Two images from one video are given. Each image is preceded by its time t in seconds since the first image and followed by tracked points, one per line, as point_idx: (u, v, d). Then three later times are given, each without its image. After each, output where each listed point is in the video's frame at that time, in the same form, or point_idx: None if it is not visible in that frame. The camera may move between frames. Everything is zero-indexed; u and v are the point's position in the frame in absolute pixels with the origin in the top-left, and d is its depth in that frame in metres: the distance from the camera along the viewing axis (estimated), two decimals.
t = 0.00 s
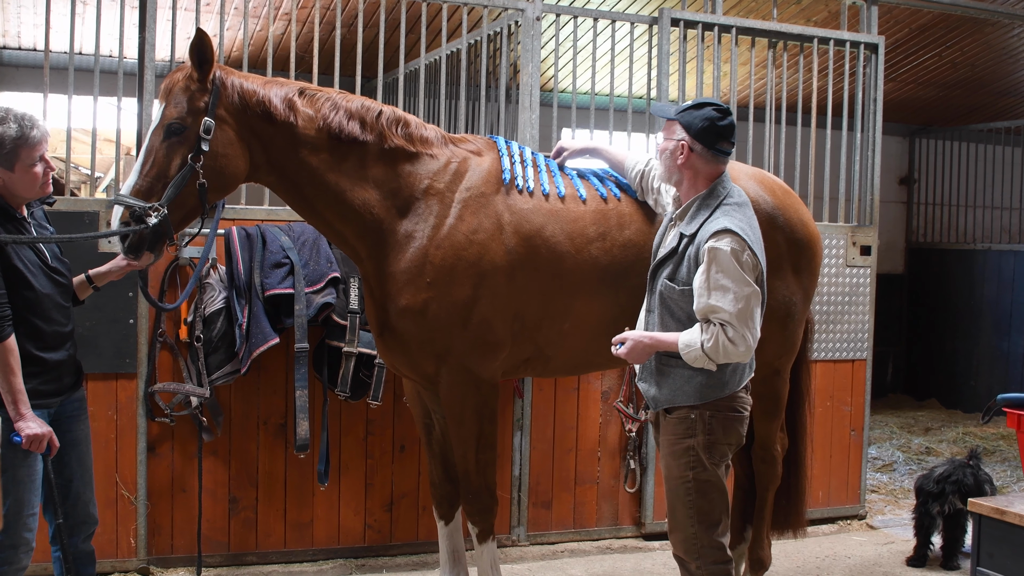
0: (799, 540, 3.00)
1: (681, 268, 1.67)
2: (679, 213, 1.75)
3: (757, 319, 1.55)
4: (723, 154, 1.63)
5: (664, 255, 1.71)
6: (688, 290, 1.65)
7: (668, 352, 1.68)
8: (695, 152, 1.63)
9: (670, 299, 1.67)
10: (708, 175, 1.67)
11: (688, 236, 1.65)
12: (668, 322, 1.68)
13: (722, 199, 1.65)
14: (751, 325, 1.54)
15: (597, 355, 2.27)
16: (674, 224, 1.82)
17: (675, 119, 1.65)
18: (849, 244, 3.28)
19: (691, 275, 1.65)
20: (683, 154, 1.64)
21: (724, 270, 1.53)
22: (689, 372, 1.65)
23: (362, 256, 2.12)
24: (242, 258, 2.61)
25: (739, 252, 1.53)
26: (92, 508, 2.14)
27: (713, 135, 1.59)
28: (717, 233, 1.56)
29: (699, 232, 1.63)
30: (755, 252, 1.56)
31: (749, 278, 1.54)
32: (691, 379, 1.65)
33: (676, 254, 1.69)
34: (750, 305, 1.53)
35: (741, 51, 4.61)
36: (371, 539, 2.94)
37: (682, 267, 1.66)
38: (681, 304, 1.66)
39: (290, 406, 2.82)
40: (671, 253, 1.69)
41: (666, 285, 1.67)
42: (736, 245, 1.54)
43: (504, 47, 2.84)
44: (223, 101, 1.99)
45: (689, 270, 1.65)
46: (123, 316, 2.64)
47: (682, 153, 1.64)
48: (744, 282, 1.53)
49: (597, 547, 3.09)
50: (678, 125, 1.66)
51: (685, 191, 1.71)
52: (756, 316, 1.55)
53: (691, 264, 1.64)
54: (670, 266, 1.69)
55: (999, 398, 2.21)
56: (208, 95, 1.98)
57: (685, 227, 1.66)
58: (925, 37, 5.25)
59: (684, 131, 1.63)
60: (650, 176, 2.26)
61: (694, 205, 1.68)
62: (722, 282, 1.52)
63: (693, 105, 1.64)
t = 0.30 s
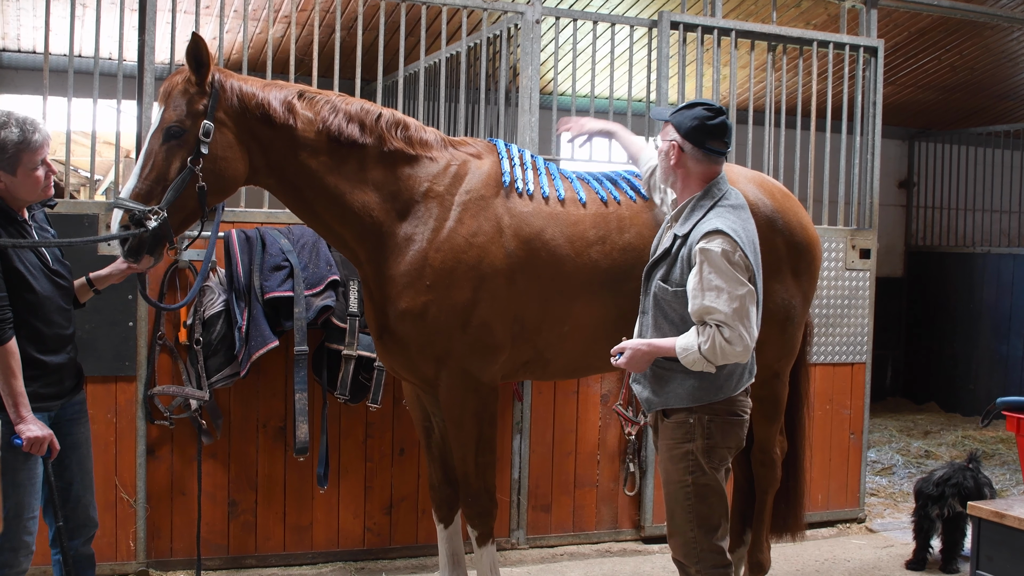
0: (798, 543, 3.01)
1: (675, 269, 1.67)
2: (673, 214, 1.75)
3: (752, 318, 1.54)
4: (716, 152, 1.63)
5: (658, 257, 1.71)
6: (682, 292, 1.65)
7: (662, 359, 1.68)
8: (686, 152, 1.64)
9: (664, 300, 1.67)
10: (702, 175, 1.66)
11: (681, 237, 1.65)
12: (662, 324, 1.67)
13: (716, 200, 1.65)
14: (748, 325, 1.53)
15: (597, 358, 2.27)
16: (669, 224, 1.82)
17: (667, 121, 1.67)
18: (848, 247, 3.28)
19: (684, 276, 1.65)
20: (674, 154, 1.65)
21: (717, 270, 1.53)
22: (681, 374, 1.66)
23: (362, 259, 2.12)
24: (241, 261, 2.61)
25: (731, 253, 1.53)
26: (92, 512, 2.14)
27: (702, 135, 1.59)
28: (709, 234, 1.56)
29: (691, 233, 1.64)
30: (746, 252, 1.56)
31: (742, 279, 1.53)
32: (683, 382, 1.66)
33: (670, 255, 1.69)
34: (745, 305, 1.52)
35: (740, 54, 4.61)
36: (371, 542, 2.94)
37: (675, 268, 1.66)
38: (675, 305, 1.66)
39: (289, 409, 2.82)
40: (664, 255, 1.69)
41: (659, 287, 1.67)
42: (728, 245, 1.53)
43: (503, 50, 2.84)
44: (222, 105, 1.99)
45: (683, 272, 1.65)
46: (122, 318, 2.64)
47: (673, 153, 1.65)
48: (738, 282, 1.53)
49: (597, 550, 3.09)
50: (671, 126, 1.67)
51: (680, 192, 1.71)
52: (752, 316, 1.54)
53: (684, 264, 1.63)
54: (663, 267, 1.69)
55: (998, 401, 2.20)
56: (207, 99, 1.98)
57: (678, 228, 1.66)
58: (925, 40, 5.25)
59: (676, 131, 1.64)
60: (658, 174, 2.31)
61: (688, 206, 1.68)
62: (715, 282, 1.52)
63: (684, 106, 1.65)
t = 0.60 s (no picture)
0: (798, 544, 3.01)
1: (667, 268, 1.68)
2: (671, 215, 1.76)
3: (739, 321, 1.53)
4: (713, 152, 1.63)
5: (653, 256, 1.72)
6: (671, 291, 1.65)
7: (651, 356, 1.68)
8: (683, 152, 1.65)
9: (654, 299, 1.67)
10: (700, 175, 1.67)
11: (674, 237, 1.66)
12: (653, 323, 1.67)
13: (709, 201, 1.65)
14: (733, 327, 1.52)
15: (596, 359, 2.27)
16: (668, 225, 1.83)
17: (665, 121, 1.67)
18: (847, 248, 3.28)
19: (674, 276, 1.65)
20: (671, 154, 1.66)
21: (703, 269, 1.52)
22: (669, 374, 1.66)
23: (362, 260, 2.12)
24: (240, 262, 2.62)
25: (719, 253, 1.53)
26: (92, 512, 2.14)
27: (697, 135, 1.59)
28: (698, 234, 1.57)
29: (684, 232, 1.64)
30: (736, 254, 1.55)
31: (728, 280, 1.52)
32: (669, 381, 1.65)
33: (664, 254, 1.70)
34: (730, 307, 1.51)
35: (741, 55, 4.62)
36: (370, 543, 2.94)
37: (667, 267, 1.66)
38: (664, 305, 1.66)
39: (289, 410, 2.81)
40: (658, 254, 1.70)
41: (650, 286, 1.68)
42: (715, 246, 1.53)
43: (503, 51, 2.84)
44: (222, 105, 1.99)
45: (674, 271, 1.65)
46: (121, 319, 2.65)
47: (671, 153, 1.67)
48: (723, 284, 1.52)
49: (596, 551, 3.09)
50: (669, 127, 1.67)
51: (679, 192, 1.72)
52: (739, 319, 1.52)
53: (674, 264, 1.64)
54: (656, 266, 1.70)
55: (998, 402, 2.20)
56: (207, 100, 1.98)
57: (673, 228, 1.67)
58: (924, 42, 5.26)
59: (674, 131, 1.65)
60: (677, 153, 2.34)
61: (684, 206, 1.69)
62: (700, 281, 1.52)
63: (683, 106, 1.65)
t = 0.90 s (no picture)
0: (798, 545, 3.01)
1: (666, 267, 1.68)
2: (674, 214, 1.76)
3: (731, 323, 1.52)
4: (720, 154, 1.64)
5: (653, 255, 1.73)
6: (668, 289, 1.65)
7: (646, 351, 1.68)
8: (691, 153, 1.65)
9: (652, 297, 1.68)
10: (705, 176, 1.67)
11: (675, 236, 1.66)
12: (650, 321, 1.67)
13: (711, 201, 1.65)
14: (723, 329, 1.51)
15: (596, 360, 2.27)
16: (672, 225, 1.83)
17: (675, 119, 1.67)
18: (847, 249, 3.28)
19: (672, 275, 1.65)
20: (678, 153, 1.67)
21: (698, 269, 1.52)
22: (664, 373, 1.65)
23: (362, 262, 2.12)
24: (240, 263, 2.61)
25: (714, 253, 1.52)
26: (91, 514, 2.14)
27: (705, 136, 1.59)
28: (696, 233, 1.57)
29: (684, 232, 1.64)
30: (733, 254, 1.54)
31: (722, 280, 1.52)
32: (665, 380, 1.65)
33: (664, 253, 1.70)
34: (721, 307, 1.51)
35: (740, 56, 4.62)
36: (370, 543, 2.94)
37: (665, 266, 1.67)
38: (661, 303, 1.66)
39: (288, 411, 2.81)
40: (659, 252, 1.71)
41: (649, 284, 1.68)
42: (711, 245, 1.53)
43: (502, 53, 2.84)
44: (222, 107, 1.99)
45: (672, 270, 1.66)
46: (121, 320, 2.65)
47: (678, 153, 1.67)
48: (717, 283, 1.51)
49: (596, 552, 3.09)
50: (678, 125, 1.67)
51: (683, 192, 1.72)
52: (730, 320, 1.52)
53: (673, 263, 1.64)
54: (656, 264, 1.70)
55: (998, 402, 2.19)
56: (207, 101, 1.98)
57: (674, 227, 1.67)
58: (923, 43, 5.26)
59: (682, 131, 1.65)
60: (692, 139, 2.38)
61: (686, 206, 1.69)
62: (693, 280, 1.52)
63: (693, 106, 1.64)
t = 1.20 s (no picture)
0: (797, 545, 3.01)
1: (672, 268, 1.67)
2: (677, 214, 1.76)
3: (744, 323, 1.53)
4: (723, 155, 1.63)
5: (657, 256, 1.72)
6: (676, 290, 1.65)
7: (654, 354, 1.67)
8: (694, 153, 1.64)
9: (658, 298, 1.67)
10: (708, 176, 1.67)
11: (680, 237, 1.66)
12: (657, 324, 1.67)
13: (715, 201, 1.65)
14: (737, 329, 1.52)
15: (596, 361, 2.27)
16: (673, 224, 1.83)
17: (676, 120, 1.67)
18: (847, 249, 3.28)
19: (680, 276, 1.65)
20: (682, 154, 1.65)
21: (709, 270, 1.52)
22: (672, 374, 1.65)
23: (361, 262, 2.12)
24: (239, 264, 2.62)
25: (724, 254, 1.52)
26: (91, 514, 2.14)
27: (710, 135, 1.58)
28: (704, 234, 1.56)
29: (690, 232, 1.64)
30: (741, 254, 1.55)
31: (733, 280, 1.52)
32: (674, 381, 1.65)
33: (669, 254, 1.70)
34: (734, 308, 1.51)
35: (739, 57, 4.63)
36: (370, 544, 2.94)
37: (672, 267, 1.66)
38: (669, 304, 1.66)
39: (288, 412, 2.82)
40: (664, 253, 1.70)
41: (655, 285, 1.67)
42: (721, 246, 1.53)
43: (502, 53, 2.83)
44: (221, 107, 1.99)
45: (679, 271, 1.65)
46: (120, 321, 2.64)
47: (681, 153, 1.66)
48: (728, 283, 1.51)
49: (596, 553, 3.09)
50: (680, 126, 1.66)
51: (685, 193, 1.72)
52: (743, 320, 1.52)
53: (680, 264, 1.64)
54: (661, 265, 1.70)
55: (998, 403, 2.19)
56: (208, 102, 1.98)
57: (678, 227, 1.67)
58: (923, 43, 5.27)
59: (685, 131, 1.64)
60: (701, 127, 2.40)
61: (689, 206, 1.69)
62: (705, 282, 1.52)
63: (694, 107, 1.64)
